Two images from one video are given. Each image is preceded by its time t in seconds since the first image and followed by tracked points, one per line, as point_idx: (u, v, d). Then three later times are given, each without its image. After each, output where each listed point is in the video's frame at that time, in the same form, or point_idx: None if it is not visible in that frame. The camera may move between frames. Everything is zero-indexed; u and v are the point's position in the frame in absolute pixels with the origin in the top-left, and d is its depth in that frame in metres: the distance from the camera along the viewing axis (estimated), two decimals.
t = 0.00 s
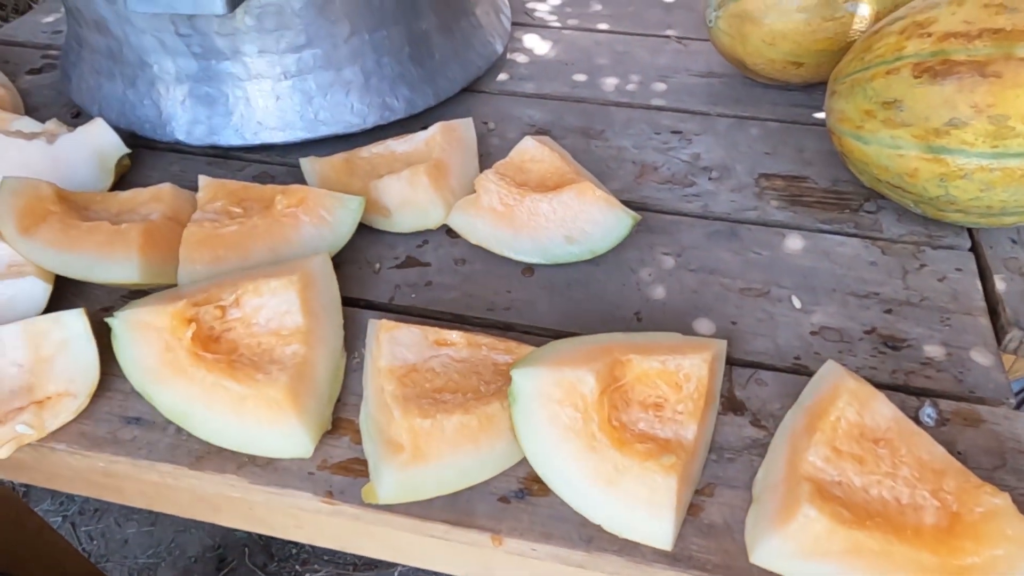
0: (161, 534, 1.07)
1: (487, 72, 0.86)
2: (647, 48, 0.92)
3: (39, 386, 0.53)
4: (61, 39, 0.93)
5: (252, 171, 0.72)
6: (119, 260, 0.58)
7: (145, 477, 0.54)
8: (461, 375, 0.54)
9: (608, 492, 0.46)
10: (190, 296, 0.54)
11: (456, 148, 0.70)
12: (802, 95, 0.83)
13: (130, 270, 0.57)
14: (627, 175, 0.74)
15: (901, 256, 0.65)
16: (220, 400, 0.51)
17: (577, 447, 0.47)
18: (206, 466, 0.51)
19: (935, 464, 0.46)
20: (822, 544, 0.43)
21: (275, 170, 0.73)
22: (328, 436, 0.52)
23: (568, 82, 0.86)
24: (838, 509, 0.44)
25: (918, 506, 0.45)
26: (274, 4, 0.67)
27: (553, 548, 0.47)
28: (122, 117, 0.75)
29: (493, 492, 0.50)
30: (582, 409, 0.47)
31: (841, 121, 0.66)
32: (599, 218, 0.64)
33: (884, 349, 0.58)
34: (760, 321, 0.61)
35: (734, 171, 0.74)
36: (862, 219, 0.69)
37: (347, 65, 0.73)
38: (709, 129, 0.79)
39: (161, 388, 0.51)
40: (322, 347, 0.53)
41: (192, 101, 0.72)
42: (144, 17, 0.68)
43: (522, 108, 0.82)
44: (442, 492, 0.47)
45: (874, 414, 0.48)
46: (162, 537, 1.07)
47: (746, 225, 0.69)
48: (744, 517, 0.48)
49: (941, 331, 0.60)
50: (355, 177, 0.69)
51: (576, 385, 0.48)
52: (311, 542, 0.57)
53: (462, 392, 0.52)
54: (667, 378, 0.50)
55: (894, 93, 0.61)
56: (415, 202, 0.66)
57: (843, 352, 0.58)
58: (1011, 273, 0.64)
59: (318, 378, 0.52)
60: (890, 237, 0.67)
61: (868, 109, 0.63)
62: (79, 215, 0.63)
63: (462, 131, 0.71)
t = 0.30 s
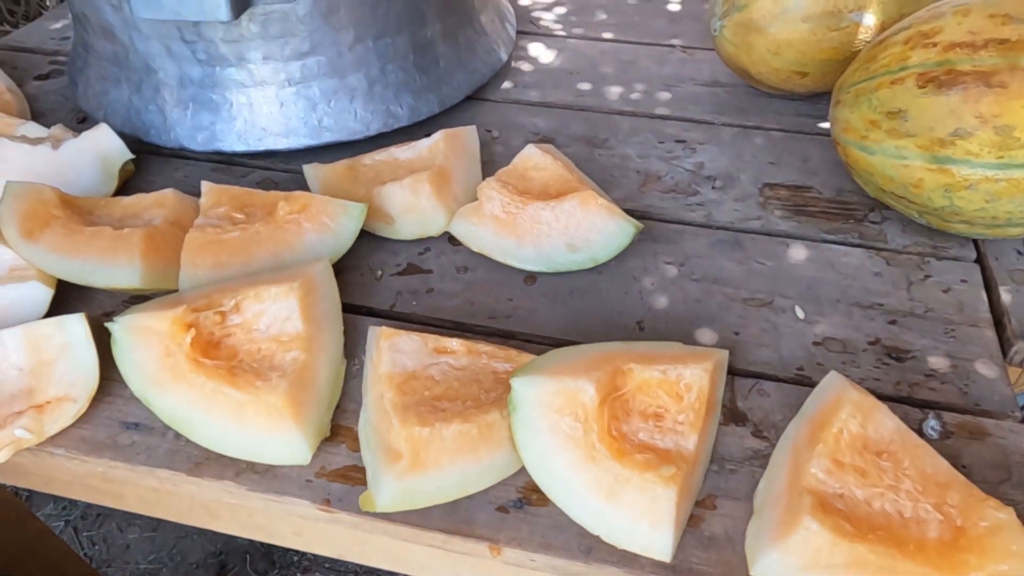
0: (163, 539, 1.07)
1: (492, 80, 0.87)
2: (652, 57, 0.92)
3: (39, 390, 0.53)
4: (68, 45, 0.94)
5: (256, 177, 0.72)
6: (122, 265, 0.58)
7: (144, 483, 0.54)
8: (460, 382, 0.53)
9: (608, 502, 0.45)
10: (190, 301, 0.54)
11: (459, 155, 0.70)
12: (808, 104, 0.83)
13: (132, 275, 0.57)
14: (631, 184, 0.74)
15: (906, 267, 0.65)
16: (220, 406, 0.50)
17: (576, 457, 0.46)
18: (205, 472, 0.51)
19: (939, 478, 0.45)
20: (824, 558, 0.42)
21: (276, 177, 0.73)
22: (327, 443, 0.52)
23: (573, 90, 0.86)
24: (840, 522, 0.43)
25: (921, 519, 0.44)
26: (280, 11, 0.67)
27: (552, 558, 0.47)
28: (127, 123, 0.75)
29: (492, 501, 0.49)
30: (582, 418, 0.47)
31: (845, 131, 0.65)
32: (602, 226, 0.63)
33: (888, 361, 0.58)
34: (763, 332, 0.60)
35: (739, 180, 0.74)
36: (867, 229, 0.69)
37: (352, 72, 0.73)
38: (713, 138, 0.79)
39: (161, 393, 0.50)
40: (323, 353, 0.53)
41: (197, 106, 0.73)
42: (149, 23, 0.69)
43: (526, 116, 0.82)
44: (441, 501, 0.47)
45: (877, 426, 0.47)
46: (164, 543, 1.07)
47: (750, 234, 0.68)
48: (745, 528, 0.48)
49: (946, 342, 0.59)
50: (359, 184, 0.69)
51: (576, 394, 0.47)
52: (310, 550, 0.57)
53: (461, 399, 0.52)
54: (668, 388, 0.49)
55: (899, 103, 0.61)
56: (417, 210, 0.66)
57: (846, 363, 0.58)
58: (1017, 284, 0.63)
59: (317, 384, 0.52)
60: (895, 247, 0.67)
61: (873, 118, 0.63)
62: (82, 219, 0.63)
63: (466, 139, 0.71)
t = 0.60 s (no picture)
0: (160, 544, 1.08)
1: (488, 86, 0.87)
2: (648, 64, 0.92)
3: (22, 389, 0.53)
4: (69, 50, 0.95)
5: (249, 181, 0.72)
6: (110, 266, 0.58)
7: (128, 484, 0.54)
8: (443, 385, 0.53)
9: (588, 508, 0.45)
10: (175, 302, 0.54)
11: (450, 160, 0.70)
12: (803, 112, 0.82)
13: (120, 277, 0.58)
14: (624, 190, 0.74)
15: (898, 275, 0.64)
16: (203, 407, 0.50)
17: (557, 463, 0.46)
18: (188, 474, 0.51)
19: (923, 486, 0.45)
20: (805, 566, 0.42)
21: (272, 181, 0.73)
22: (310, 445, 0.52)
23: (568, 97, 0.86)
24: (822, 530, 0.43)
25: (904, 527, 0.44)
26: (274, 16, 0.68)
27: (533, 563, 0.47)
28: (122, 126, 0.75)
29: (473, 505, 0.49)
30: (563, 422, 0.47)
31: (837, 138, 0.65)
32: (590, 231, 0.63)
33: (877, 368, 0.57)
34: (752, 338, 0.60)
35: (732, 187, 0.74)
36: (860, 236, 0.68)
37: (346, 77, 0.73)
38: (707, 145, 0.79)
39: (146, 395, 0.50)
40: (308, 356, 0.53)
41: (192, 109, 0.73)
42: (145, 28, 0.69)
43: (520, 122, 0.82)
44: (422, 505, 0.47)
45: (860, 434, 0.47)
46: (161, 548, 1.07)
47: (742, 241, 0.68)
48: (727, 535, 0.47)
49: (936, 350, 0.59)
50: (350, 188, 0.69)
51: (557, 398, 0.47)
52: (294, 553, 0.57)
53: (444, 403, 0.51)
54: (650, 393, 0.49)
55: (890, 109, 0.60)
56: (407, 215, 0.66)
57: (835, 370, 0.57)
58: (1010, 293, 0.63)
59: (301, 387, 0.51)
60: (887, 255, 0.66)
61: (865, 125, 0.62)
62: (73, 220, 0.63)
63: (457, 143, 0.71)
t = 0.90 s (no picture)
0: (160, 544, 1.08)
1: (486, 87, 0.87)
2: (646, 66, 0.92)
3: (15, 376, 0.54)
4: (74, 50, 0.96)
5: (247, 177, 0.73)
6: (104, 257, 0.58)
7: (119, 471, 0.54)
8: (431, 376, 0.53)
9: (572, 497, 0.45)
10: (166, 291, 0.54)
11: (444, 157, 0.71)
12: (799, 114, 0.83)
13: (115, 267, 0.58)
14: (618, 189, 0.74)
15: (889, 274, 0.64)
16: (192, 394, 0.50)
17: (541, 452, 0.46)
18: (176, 461, 0.51)
19: (906, 479, 0.45)
20: (785, 557, 0.42)
21: (270, 177, 0.73)
22: (298, 434, 0.52)
23: (565, 98, 0.87)
24: (802, 520, 0.43)
25: (886, 519, 0.44)
26: (272, 13, 0.69)
27: (516, 553, 0.47)
28: (123, 123, 0.76)
29: (458, 495, 0.49)
30: (547, 411, 0.47)
31: (829, 137, 0.65)
32: (581, 227, 0.63)
33: (866, 365, 0.57)
34: (742, 335, 0.60)
35: (726, 186, 0.74)
36: (853, 235, 0.68)
37: (343, 75, 0.74)
38: (703, 146, 0.79)
39: (135, 382, 0.50)
40: (297, 347, 0.53)
41: (191, 106, 0.74)
42: (145, 25, 0.70)
43: (517, 122, 0.82)
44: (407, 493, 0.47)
45: (844, 426, 0.47)
46: (161, 548, 1.08)
47: (734, 240, 0.68)
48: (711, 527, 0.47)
49: (926, 348, 0.58)
50: (345, 184, 0.70)
51: (540, 387, 0.47)
52: (283, 544, 0.57)
53: (431, 393, 0.52)
54: (634, 383, 0.49)
55: (881, 108, 0.61)
56: (400, 210, 0.66)
57: (824, 367, 0.57)
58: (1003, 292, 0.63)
59: (290, 376, 0.52)
60: (880, 254, 0.66)
61: (856, 124, 0.62)
62: (70, 212, 0.64)
63: (452, 141, 0.72)
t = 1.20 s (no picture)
0: (160, 545, 1.09)
1: (486, 88, 0.88)
2: (646, 69, 0.93)
3: (8, 364, 0.54)
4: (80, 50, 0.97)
5: (246, 174, 0.74)
6: (100, 248, 0.59)
7: (110, 461, 0.54)
8: (420, 369, 0.53)
9: (559, 490, 0.45)
10: (159, 280, 0.54)
11: (441, 155, 0.71)
12: (798, 116, 0.83)
13: (110, 258, 0.59)
14: (615, 189, 0.74)
15: (886, 274, 0.64)
16: (182, 383, 0.50)
17: (528, 443, 0.46)
18: (166, 451, 0.51)
19: (895, 474, 0.44)
20: (771, 551, 0.41)
21: (268, 173, 0.74)
22: (288, 425, 0.52)
23: (565, 99, 0.87)
24: (789, 514, 0.43)
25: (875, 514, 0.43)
26: (272, 11, 0.69)
27: (503, 546, 0.46)
28: (124, 119, 0.77)
29: (446, 487, 0.48)
30: (534, 402, 0.47)
31: (826, 137, 0.65)
32: (575, 224, 0.63)
33: (860, 364, 0.57)
34: (735, 332, 0.59)
35: (723, 187, 0.74)
36: (849, 236, 0.68)
37: (342, 74, 0.75)
38: (701, 147, 0.79)
39: (126, 370, 0.50)
40: (287, 338, 0.53)
41: (191, 103, 0.74)
42: (147, 22, 0.71)
43: (516, 122, 0.83)
44: (395, 484, 0.47)
45: (833, 420, 0.46)
46: (161, 549, 1.08)
47: (730, 239, 0.68)
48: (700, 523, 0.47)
49: (921, 348, 0.58)
50: (342, 180, 0.70)
51: (527, 378, 0.47)
52: (274, 537, 0.57)
53: (421, 385, 0.52)
54: (623, 376, 0.49)
55: (876, 107, 0.61)
56: (396, 206, 0.66)
57: (817, 365, 0.57)
58: (999, 293, 0.62)
59: (280, 366, 0.52)
60: (876, 254, 0.66)
61: (851, 123, 0.62)
62: (69, 205, 0.64)
63: (449, 140, 0.72)
